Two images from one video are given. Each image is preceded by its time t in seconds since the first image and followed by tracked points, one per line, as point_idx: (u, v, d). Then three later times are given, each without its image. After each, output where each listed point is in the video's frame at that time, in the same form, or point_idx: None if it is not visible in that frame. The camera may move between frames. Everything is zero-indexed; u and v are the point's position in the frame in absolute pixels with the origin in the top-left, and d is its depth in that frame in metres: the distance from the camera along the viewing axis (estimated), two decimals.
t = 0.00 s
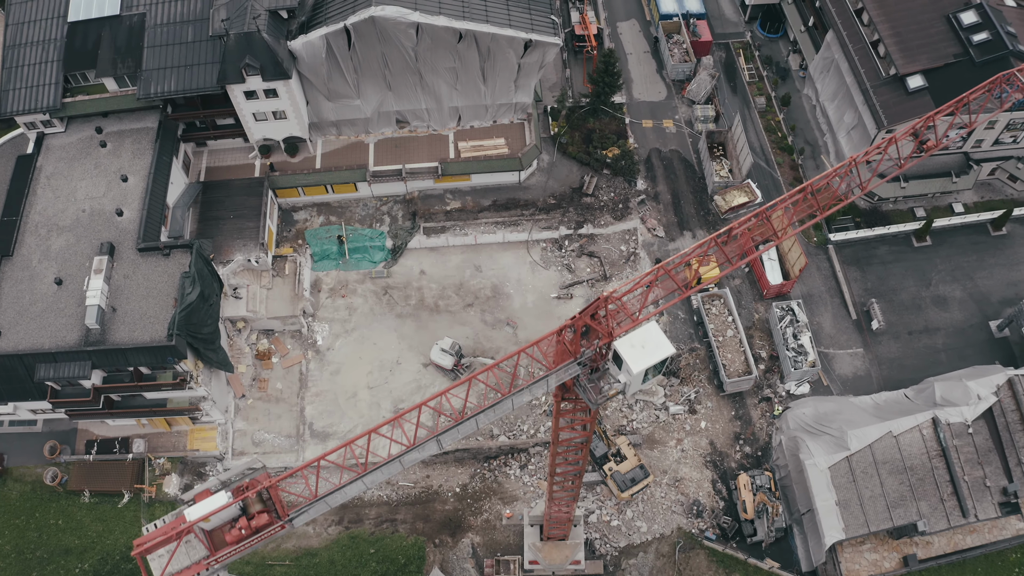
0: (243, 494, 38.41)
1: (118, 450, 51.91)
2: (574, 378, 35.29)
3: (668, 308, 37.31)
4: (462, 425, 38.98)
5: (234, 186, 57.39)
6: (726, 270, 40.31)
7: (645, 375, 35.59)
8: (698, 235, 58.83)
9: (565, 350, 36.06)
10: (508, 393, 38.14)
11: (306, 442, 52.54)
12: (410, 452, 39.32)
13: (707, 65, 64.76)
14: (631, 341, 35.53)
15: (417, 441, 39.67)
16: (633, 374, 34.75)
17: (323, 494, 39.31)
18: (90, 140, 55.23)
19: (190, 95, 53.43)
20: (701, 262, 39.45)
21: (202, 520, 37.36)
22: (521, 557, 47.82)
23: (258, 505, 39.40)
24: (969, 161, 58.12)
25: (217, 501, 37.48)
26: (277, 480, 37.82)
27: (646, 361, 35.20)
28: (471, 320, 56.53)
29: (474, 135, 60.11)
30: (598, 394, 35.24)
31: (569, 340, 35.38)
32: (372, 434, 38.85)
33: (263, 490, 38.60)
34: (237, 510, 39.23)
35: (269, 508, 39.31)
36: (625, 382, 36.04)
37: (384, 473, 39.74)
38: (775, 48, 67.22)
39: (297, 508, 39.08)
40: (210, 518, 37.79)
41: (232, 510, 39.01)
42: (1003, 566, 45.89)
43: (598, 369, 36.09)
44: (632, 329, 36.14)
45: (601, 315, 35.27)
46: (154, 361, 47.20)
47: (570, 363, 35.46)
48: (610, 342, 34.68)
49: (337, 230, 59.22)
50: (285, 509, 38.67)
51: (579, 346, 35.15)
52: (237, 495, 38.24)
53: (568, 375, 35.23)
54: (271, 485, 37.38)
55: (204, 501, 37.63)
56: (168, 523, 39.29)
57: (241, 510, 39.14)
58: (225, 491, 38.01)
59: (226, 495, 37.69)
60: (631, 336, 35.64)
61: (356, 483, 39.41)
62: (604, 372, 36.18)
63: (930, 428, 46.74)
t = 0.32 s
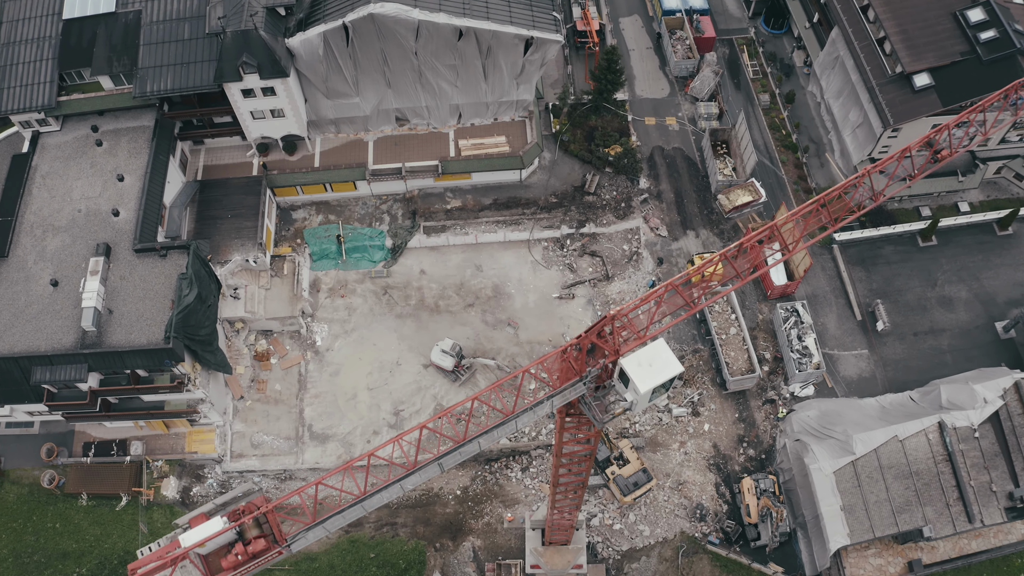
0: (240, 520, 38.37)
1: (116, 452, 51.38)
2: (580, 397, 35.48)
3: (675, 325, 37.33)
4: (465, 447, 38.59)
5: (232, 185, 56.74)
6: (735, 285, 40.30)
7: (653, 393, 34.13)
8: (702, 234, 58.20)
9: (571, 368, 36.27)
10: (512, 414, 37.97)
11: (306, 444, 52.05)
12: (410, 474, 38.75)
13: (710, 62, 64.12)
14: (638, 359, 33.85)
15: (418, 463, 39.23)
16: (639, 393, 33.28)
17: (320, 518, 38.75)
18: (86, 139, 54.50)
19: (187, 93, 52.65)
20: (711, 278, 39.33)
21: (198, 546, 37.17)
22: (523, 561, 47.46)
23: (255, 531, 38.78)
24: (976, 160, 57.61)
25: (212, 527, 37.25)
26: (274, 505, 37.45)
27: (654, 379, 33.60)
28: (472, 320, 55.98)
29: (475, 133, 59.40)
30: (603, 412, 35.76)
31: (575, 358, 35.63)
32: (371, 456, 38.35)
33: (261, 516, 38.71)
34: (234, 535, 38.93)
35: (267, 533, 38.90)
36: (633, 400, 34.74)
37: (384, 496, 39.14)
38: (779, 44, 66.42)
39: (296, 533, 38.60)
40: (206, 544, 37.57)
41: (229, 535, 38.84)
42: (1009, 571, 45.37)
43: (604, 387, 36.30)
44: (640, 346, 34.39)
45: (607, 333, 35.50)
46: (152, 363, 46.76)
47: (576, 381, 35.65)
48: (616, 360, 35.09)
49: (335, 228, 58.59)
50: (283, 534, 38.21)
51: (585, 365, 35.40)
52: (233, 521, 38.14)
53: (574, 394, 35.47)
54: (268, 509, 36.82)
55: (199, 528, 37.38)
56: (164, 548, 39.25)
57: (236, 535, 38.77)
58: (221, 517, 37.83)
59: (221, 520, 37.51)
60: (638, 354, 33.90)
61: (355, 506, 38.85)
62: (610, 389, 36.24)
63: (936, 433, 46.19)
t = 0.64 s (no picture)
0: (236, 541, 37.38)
1: (114, 449, 50.93)
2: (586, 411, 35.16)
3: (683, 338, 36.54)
4: (468, 464, 36.70)
5: (230, 177, 55.95)
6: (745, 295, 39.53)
7: (660, 407, 34.10)
8: (705, 226, 57.50)
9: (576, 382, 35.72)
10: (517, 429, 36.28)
11: (305, 440, 51.61)
12: (410, 494, 36.76)
13: (715, 51, 63.14)
14: (647, 372, 33.71)
15: (417, 482, 37.25)
16: (648, 408, 33.30)
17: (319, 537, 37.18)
18: (81, 131, 53.63)
19: (183, 85, 51.73)
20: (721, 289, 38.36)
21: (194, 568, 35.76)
22: (525, 558, 47.20)
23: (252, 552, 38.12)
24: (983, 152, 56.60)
25: (210, 547, 36.10)
26: (272, 525, 36.10)
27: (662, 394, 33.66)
28: (472, 314, 55.40)
29: (476, 124, 58.54)
30: (608, 425, 35.33)
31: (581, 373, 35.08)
32: (370, 475, 36.31)
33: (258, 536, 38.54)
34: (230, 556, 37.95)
35: (264, 555, 38.22)
36: (639, 414, 34.71)
37: (381, 517, 37.15)
38: (784, 33, 65.39)
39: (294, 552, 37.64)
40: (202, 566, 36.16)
41: (224, 556, 37.79)
42: (1014, 569, 45.04)
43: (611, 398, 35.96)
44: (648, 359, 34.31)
45: (614, 347, 35.02)
46: (149, 360, 45.99)
47: (582, 396, 35.22)
48: (623, 373, 34.55)
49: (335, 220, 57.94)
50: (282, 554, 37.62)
51: (591, 379, 34.95)
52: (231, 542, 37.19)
53: (581, 408, 35.11)
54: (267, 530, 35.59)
55: (196, 549, 36.07)
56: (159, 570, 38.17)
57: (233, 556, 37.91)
58: (218, 536, 36.72)
59: (218, 541, 36.43)
60: (647, 368, 33.78)
61: (354, 526, 37.11)
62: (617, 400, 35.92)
63: (942, 430, 45.80)
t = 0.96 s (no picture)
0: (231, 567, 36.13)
1: (112, 444, 50.53)
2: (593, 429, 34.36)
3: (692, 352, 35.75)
4: (469, 483, 35.20)
5: (227, 168, 55.10)
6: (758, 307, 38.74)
7: (668, 423, 33.91)
8: (709, 218, 56.71)
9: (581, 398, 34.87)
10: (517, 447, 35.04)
11: (304, 434, 51.18)
12: (411, 514, 35.22)
13: (718, 39, 62.18)
14: (654, 389, 33.44)
15: (417, 502, 35.69)
16: (656, 426, 33.11)
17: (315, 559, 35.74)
18: (75, 123, 52.69)
19: (178, 76, 50.73)
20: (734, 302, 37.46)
21: None
22: (526, 554, 46.83)
23: None
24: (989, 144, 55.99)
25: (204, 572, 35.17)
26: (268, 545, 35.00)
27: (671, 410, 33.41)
28: (473, 307, 54.77)
29: (476, 113, 57.58)
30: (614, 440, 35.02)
31: (587, 390, 34.31)
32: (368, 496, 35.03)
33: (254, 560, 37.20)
34: None
35: None
36: (645, 429, 34.60)
37: (379, 539, 35.50)
38: (789, 20, 64.26)
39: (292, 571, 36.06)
40: None
41: None
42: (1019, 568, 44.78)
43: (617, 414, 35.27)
44: (655, 375, 33.99)
45: (621, 362, 34.51)
46: (145, 356, 45.36)
47: (587, 413, 34.47)
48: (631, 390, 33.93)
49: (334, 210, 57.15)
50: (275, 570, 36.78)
51: (597, 395, 34.27)
52: (225, 568, 35.89)
53: (587, 425, 34.30)
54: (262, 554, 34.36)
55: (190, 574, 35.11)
56: None
57: None
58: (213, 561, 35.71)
59: (213, 566, 35.35)
60: (654, 384, 33.50)
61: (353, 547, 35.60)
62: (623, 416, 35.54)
63: (948, 428, 45.32)
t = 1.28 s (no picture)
0: None
1: (109, 441, 50.03)
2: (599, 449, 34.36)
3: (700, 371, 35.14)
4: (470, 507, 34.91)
5: (223, 160, 54.22)
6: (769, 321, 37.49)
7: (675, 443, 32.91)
8: (712, 211, 55.89)
9: (586, 416, 34.91)
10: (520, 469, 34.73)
11: (303, 430, 50.69)
12: (411, 539, 34.84)
13: (722, 27, 60.95)
14: (661, 408, 32.58)
15: (417, 526, 35.29)
16: (662, 446, 32.20)
17: None
18: (69, 115, 51.72)
19: (173, 68, 49.70)
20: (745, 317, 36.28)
21: None
22: (527, 552, 46.34)
23: None
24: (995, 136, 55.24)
25: None
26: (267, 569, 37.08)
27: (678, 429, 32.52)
28: (473, 301, 54.08)
29: (476, 104, 56.59)
30: (617, 457, 35.06)
31: (591, 409, 34.29)
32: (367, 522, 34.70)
33: None
34: None
35: None
36: (652, 448, 33.59)
37: (379, 565, 35.18)
38: (794, 9, 63.09)
39: None
40: None
41: None
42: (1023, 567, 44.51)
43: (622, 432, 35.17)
44: (663, 393, 33.01)
45: (626, 382, 33.98)
46: (142, 353, 44.79)
47: (593, 432, 34.64)
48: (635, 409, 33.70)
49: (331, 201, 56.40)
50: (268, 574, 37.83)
51: (602, 416, 34.23)
52: None
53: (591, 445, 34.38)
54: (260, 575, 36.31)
55: None
56: None
57: None
58: None
59: None
60: (661, 404, 32.64)
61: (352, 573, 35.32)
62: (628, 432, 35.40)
63: (953, 427, 44.86)
